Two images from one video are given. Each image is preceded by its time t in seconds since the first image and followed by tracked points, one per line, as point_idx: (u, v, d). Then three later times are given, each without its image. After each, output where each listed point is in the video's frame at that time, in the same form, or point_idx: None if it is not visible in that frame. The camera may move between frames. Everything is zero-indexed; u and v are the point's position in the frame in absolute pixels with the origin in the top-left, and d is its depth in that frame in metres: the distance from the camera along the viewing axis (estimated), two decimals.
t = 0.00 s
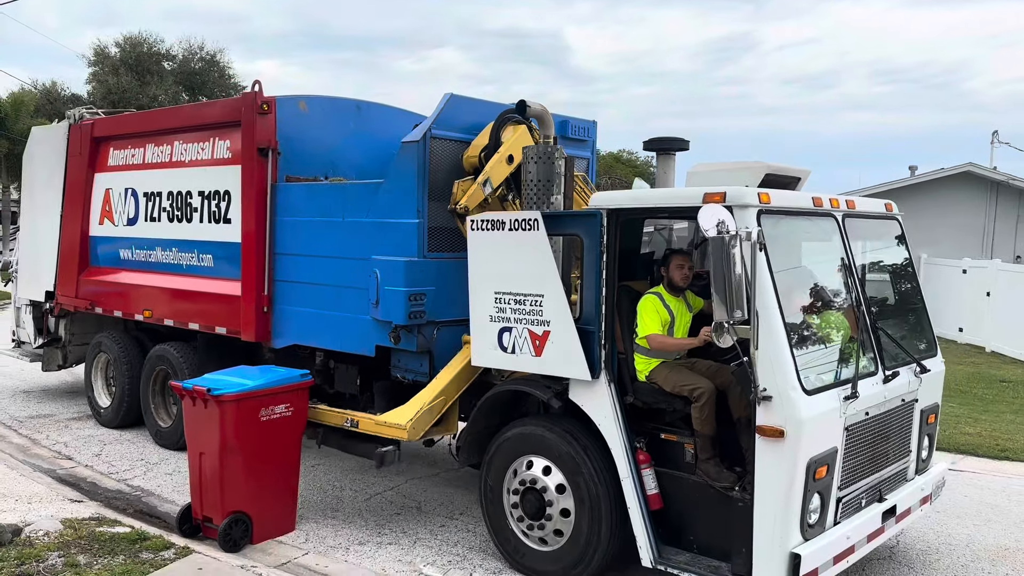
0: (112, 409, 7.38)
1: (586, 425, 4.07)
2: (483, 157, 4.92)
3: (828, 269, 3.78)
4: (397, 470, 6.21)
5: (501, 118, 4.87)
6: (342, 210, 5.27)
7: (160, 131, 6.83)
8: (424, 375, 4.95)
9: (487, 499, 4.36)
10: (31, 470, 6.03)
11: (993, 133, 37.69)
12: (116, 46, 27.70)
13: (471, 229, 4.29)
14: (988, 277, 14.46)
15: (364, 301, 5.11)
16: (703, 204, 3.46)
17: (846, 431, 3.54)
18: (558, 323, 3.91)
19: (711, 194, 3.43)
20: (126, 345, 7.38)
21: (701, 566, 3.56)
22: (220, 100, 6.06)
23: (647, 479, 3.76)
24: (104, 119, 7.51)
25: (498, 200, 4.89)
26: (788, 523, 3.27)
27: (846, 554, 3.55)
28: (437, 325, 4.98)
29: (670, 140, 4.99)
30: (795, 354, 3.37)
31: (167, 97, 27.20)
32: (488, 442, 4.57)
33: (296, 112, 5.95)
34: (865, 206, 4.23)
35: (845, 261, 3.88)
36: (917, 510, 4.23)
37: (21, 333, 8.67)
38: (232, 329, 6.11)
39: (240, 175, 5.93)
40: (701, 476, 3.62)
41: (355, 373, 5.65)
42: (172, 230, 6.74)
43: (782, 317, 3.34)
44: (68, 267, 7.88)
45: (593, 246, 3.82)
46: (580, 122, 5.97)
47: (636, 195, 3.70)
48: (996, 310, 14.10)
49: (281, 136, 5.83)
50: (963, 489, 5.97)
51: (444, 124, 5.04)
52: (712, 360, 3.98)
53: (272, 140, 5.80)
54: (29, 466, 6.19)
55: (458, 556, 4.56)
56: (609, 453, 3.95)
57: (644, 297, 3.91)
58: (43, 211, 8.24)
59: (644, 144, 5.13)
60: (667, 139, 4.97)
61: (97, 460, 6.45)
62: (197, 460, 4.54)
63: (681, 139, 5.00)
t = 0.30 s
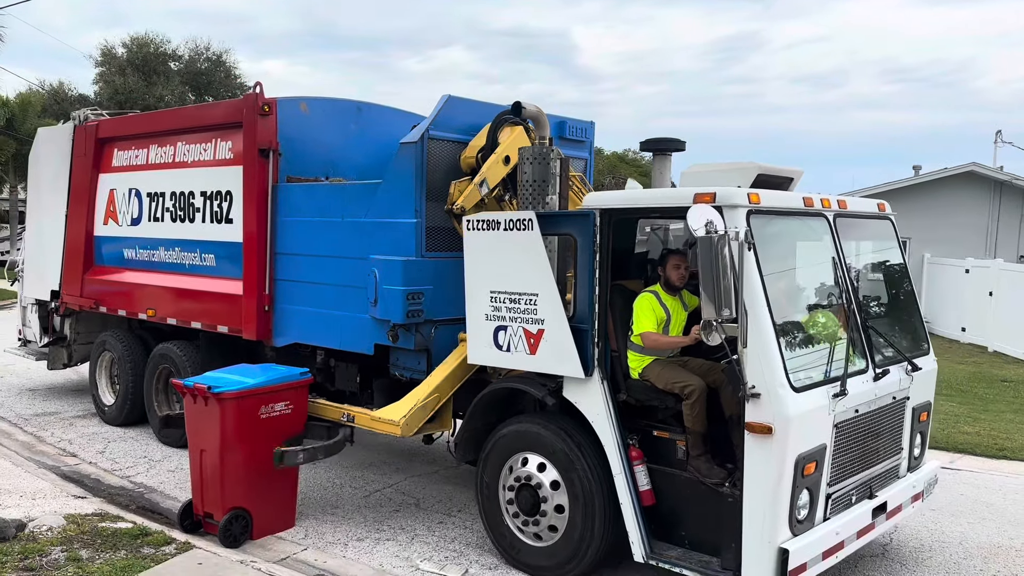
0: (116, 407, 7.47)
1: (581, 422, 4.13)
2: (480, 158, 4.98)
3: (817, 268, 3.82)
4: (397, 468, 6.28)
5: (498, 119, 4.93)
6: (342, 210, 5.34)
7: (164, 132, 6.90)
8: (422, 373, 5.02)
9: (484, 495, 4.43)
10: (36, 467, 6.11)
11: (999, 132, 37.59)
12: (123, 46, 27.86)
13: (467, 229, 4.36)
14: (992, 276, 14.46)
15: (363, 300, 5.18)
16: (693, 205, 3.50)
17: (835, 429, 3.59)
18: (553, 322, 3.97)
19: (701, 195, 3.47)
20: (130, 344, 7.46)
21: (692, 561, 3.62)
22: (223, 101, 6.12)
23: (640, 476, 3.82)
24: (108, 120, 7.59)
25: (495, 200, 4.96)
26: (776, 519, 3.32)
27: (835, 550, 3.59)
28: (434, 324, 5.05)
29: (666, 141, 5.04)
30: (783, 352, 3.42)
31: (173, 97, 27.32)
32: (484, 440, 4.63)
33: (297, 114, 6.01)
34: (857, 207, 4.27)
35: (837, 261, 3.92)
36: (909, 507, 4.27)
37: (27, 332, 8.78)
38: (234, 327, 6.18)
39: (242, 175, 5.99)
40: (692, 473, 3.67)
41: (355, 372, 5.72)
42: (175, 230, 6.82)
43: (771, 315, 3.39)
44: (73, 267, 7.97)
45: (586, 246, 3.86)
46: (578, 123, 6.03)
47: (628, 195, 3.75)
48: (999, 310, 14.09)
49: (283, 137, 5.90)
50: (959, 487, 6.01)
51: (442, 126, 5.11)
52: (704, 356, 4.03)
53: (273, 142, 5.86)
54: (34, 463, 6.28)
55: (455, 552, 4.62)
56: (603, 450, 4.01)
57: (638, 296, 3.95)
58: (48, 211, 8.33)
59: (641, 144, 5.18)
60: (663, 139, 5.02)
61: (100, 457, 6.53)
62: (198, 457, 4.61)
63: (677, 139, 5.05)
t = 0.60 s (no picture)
0: (121, 406, 7.56)
1: (575, 421, 4.18)
2: (477, 161, 5.08)
3: (807, 269, 3.87)
4: (397, 466, 6.35)
5: (494, 123, 5.04)
6: (341, 211, 5.41)
7: (167, 134, 7.00)
8: (421, 372, 5.09)
9: (480, 492, 4.49)
10: (41, 464, 6.21)
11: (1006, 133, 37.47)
12: (130, 48, 28.07)
13: (464, 230, 4.42)
14: (995, 277, 14.44)
15: (362, 299, 5.25)
16: (683, 207, 3.56)
17: (824, 427, 3.64)
18: (547, 322, 4.03)
19: (691, 197, 3.53)
20: (135, 343, 7.56)
21: (683, 557, 3.67)
22: (225, 104, 6.21)
23: (632, 474, 3.87)
24: (113, 122, 7.70)
25: (492, 201, 5.04)
26: (764, 516, 3.37)
27: (824, 547, 3.64)
28: (433, 324, 5.11)
29: (662, 143, 5.09)
30: (772, 352, 3.47)
31: (180, 99, 27.48)
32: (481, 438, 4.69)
33: (298, 116, 6.08)
34: (849, 208, 4.32)
35: (827, 262, 3.96)
36: (900, 505, 4.31)
37: (34, 331, 8.90)
38: (236, 327, 6.26)
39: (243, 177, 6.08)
40: (683, 471, 3.72)
41: (355, 371, 5.79)
42: (179, 231, 6.91)
43: (760, 315, 3.45)
44: (79, 267, 8.07)
45: (579, 247, 3.92)
46: (576, 125, 6.10)
47: (620, 197, 3.81)
48: (1002, 311, 14.09)
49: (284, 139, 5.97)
50: (955, 486, 6.04)
51: (441, 128, 5.17)
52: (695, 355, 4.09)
53: (274, 144, 5.94)
54: (39, 461, 6.38)
55: (451, 548, 4.69)
56: (597, 449, 4.06)
57: (631, 296, 4.01)
58: (55, 212, 8.44)
59: (637, 146, 5.23)
60: (659, 142, 5.08)
61: (105, 455, 6.63)
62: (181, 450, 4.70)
63: (672, 142, 5.10)
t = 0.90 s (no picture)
0: (127, 406, 7.63)
1: (574, 420, 4.22)
2: (478, 163, 5.13)
3: (803, 271, 3.90)
4: (399, 465, 6.40)
5: (495, 126, 5.11)
6: (345, 213, 5.47)
7: (174, 137, 7.08)
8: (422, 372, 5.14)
9: (480, 490, 4.54)
10: (49, 463, 6.29)
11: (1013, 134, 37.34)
12: (139, 51, 28.28)
13: (464, 231, 4.47)
14: (1000, 278, 14.41)
15: (365, 300, 5.31)
16: (680, 208, 3.61)
17: (820, 427, 3.67)
18: (545, 322, 4.08)
19: (688, 198, 3.58)
20: (142, 343, 7.64)
21: (680, 555, 3.71)
22: (230, 108, 6.29)
23: (629, 472, 3.92)
24: (121, 125, 7.79)
25: (493, 203, 5.08)
26: (759, 514, 3.41)
27: (820, 545, 3.67)
28: (434, 324, 5.17)
29: (662, 145, 5.13)
30: (767, 352, 3.51)
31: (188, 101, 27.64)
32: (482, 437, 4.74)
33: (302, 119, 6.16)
34: (846, 210, 4.35)
35: (824, 264, 3.98)
36: (897, 505, 4.33)
37: (42, 332, 9.00)
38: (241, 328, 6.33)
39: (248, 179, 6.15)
40: (680, 469, 3.76)
41: (358, 371, 5.85)
42: (185, 232, 6.99)
43: (754, 316, 3.49)
44: (86, 268, 8.16)
45: (577, 248, 3.97)
46: (577, 128, 6.16)
47: (618, 199, 3.86)
48: (1008, 312, 14.06)
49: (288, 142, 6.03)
50: (956, 487, 6.05)
51: (442, 131, 5.23)
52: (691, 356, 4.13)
53: (278, 147, 6.00)
54: (47, 460, 6.46)
55: (452, 546, 4.73)
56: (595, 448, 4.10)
57: (631, 295, 4.05)
58: (63, 214, 8.54)
59: (637, 147, 5.28)
60: (659, 144, 5.11)
61: (112, 454, 6.70)
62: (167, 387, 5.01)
63: (672, 144, 5.14)
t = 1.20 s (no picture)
0: (136, 408, 7.70)
1: (577, 423, 4.26)
2: (482, 168, 5.19)
3: (805, 275, 3.93)
4: (405, 467, 6.44)
5: (499, 131, 5.17)
6: (351, 217, 5.52)
7: (182, 141, 7.15)
8: (428, 374, 5.16)
9: (484, 492, 4.57)
10: (58, 465, 6.35)
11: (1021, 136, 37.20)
12: (148, 55, 28.47)
13: (468, 235, 4.51)
14: (1007, 281, 14.38)
15: (371, 303, 5.36)
16: (682, 213, 3.65)
17: (822, 429, 3.69)
18: (549, 325, 4.12)
19: (689, 203, 3.62)
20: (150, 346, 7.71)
21: (682, 557, 3.74)
22: (238, 112, 6.36)
23: (632, 474, 3.95)
24: (130, 129, 7.86)
25: (497, 208, 5.12)
26: (760, 516, 3.43)
27: (822, 547, 3.69)
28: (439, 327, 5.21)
29: (665, 149, 5.17)
30: (768, 355, 3.54)
31: (196, 104, 27.80)
32: (486, 439, 4.78)
33: (309, 124, 6.21)
34: (849, 214, 4.37)
35: (827, 268, 4.00)
36: (900, 508, 4.35)
37: (52, 334, 9.09)
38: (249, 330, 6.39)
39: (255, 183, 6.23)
40: (683, 472, 3.79)
41: (364, 374, 5.89)
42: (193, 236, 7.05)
43: (756, 320, 3.52)
44: (95, 271, 8.24)
45: (581, 252, 4.01)
46: (581, 131, 6.21)
47: (621, 204, 3.89)
48: (1014, 314, 14.04)
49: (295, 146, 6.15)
50: (960, 489, 6.06)
51: (448, 135, 5.28)
52: (694, 360, 4.16)
53: (285, 151, 6.13)
54: (56, 461, 6.53)
55: (457, 548, 4.77)
56: (599, 451, 4.13)
57: (635, 298, 4.09)
58: (73, 218, 8.62)
59: (641, 151, 5.31)
60: (662, 148, 5.15)
61: (121, 456, 6.77)
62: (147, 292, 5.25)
63: (676, 147, 5.18)
